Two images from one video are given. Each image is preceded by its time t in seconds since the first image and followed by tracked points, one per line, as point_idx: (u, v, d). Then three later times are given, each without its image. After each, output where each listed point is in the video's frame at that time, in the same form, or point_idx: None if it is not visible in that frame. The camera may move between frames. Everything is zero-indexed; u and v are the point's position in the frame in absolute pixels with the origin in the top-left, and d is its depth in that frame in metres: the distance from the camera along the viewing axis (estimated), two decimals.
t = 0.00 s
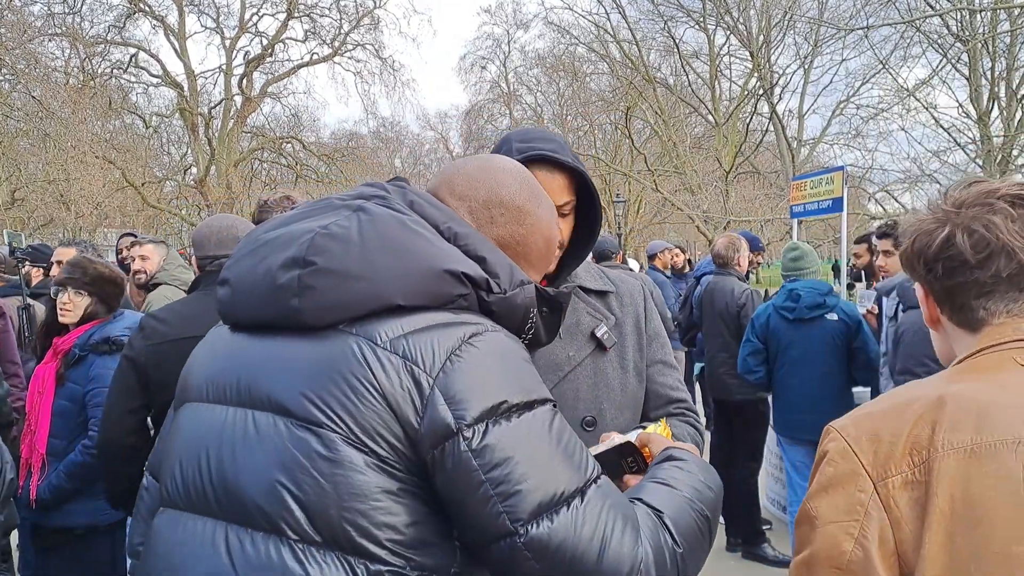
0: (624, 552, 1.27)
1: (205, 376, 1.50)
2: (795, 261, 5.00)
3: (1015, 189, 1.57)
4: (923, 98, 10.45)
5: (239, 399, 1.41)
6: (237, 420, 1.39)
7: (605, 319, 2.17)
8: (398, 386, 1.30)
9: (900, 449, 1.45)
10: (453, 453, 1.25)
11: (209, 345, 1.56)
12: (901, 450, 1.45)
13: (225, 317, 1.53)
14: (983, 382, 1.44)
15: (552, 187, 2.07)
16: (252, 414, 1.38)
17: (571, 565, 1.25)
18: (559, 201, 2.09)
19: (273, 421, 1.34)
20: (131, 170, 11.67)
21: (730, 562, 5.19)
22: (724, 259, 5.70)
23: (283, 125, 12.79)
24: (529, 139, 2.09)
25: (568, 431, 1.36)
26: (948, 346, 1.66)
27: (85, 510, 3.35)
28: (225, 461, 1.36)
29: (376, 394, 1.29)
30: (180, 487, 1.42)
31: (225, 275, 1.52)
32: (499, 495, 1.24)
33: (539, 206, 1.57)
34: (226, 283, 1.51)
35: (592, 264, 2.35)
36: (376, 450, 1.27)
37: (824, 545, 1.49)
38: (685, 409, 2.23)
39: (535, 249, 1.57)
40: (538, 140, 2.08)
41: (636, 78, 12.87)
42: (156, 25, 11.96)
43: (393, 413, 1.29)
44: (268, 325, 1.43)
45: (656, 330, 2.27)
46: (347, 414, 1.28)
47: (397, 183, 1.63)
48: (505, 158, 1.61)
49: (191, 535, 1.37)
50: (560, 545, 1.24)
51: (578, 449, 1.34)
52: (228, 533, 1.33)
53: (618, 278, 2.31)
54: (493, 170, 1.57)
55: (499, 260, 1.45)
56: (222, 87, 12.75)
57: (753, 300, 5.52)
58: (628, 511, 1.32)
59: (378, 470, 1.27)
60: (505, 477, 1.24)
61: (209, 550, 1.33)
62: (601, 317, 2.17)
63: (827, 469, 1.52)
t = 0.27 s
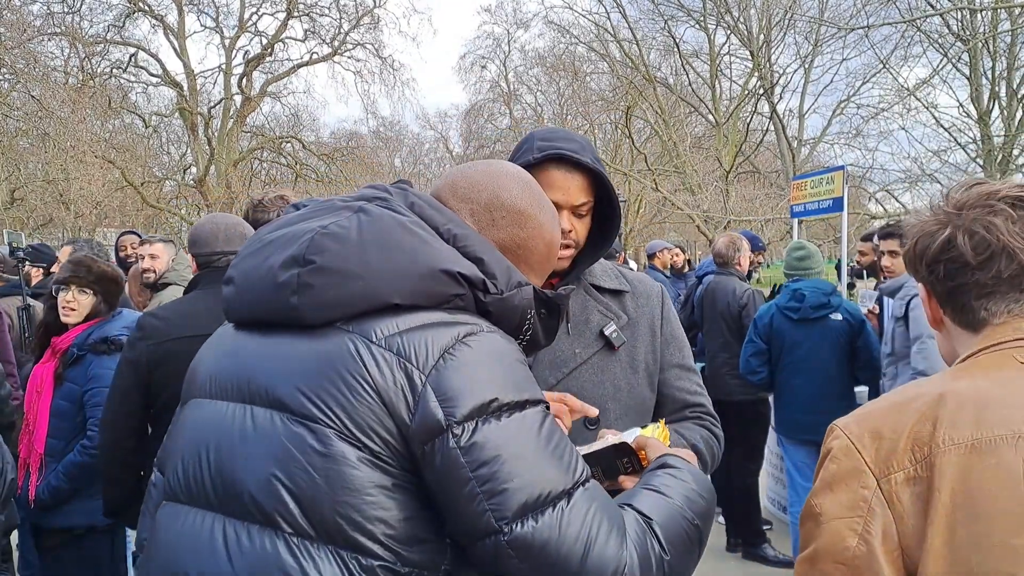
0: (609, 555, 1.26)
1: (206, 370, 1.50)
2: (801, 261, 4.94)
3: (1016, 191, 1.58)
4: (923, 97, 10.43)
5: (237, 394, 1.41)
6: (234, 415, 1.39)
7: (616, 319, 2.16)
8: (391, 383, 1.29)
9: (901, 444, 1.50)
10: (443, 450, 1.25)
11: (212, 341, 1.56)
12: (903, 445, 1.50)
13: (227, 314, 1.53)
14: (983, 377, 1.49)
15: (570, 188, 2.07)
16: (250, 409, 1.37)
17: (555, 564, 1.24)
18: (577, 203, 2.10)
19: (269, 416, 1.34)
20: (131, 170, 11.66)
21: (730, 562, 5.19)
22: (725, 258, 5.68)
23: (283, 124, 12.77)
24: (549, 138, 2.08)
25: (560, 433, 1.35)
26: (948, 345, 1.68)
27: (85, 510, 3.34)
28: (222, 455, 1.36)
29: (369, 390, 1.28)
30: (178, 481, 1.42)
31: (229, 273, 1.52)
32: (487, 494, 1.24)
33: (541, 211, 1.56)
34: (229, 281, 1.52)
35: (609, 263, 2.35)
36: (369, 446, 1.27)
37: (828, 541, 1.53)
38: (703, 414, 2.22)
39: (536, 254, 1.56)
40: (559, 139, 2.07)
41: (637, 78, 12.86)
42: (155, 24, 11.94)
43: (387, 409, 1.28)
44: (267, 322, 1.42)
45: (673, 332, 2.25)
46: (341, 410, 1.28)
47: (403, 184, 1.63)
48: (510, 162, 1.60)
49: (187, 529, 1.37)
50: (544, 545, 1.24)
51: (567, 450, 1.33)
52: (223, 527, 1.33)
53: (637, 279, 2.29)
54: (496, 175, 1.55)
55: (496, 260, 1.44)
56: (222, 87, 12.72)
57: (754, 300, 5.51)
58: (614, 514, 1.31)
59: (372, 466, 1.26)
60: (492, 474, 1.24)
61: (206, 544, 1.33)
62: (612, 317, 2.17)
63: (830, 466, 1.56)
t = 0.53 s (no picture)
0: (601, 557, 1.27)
1: (206, 370, 1.51)
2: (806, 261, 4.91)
3: (1009, 187, 1.59)
4: (921, 98, 10.45)
5: (237, 393, 1.42)
6: (235, 414, 1.40)
7: (620, 320, 2.17)
8: (388, 382, 1.30)
9: (908, 453, 1.49)
10: (439, 449, 1.26)
11: (211, 340, 1.57)
12: (909, 452, 1.49)
13: (225, 313, 1.54)
14: (986, 382, 1.48)
15: (571, 189, 2.07)
16: (250, 409, 1.38)
17: (549, 566, 1.25)
18: (577, 204, 2.10)
19: (270, 416, 1.35)
20: (129, 170, 11.66)
21: (728, 562, 5.19)
22: (726, 257, 5.68)
23: (281, 125, 12.77)
24: (547, 139, 2.08)
25: (552, 432, 1.35)
26: (944, 343, 1.70)
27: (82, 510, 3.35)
28: (224, 455, 1.37)
29: (367, 389, 1.29)
30: (181, 480, 1.43)
31: (227, 273, 1.53)
32: (482, 494, 1.25)
33: (537, 205, 1.56)
34: (226, 281, 1.52)
35: (612, 262, 2.35)
36: (368, 444, 1.27)
37: (838, 551, 1.52)
38: (709, 412, 2.23)
39: (532, 248, 1.56)
40: (561, 139, 2.07)
41: (635, 78, 12.87)
42: (154, 24, 11.94)
43: (385, 409, 1.29)
44: (265, 322, 1.43)
45: (679, 330, 2.24)
46: (341, 410, 1.28)
47: (401, 183, 1.63)
48: (503, 158, 1.60)
49: (190, 529, 1.38)
50: (537, 546, 1.25)
51: (561, 451, 1.34)
52: (227, 526, 1.34)
53: (640, 277, 2.29)
54: (490, 171, 1.56)
55: (492, 257, 1.44)
56: (220, 87, 12.72)
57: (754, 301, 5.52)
58: (607, 513, 1.32)
59: (371, 465, 1.27)
60: (487, 474, 1.25)
61: (209, 543, 1.34)
62: (615, 318, 2.17)
63: (836, 475, 1.55)
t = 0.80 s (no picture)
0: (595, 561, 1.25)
1: (204, 368, 1.50)
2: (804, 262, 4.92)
3: (999, 167, 1.47)
4: (917, 98, 10.46)
5: (234, 392, 1.41)
6: (232, 414, 1.39)
7: (620, 320, 2.16)
8: (384, 382, 1.29)
9: (917, 476, 1.38)
10: (434, 451, 1.25)
11: (210, 339, 1.56)
12: (918, 473, 1.38)
13: (223, 312, 1.53)
14: (995, 395, 1.37)
15: (571, 192, 2.07)
16: (247, 409, 1.38)
17: (542, 568, 1.24)
18: (577, 207, 2.09)
19: (266, 415, 1.34)
20: (125, 171, 11.64)
21: (725, 563, 5.19)
22: (723, 258, 5.67)
23: (277, 125, 12.75)
24: (544, 140, 2.07)
25: (548, 432, 1.34)
26: (925, 322, 1.63)
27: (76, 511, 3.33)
28: (221, 454, 1.37)
29: (363, 390, 1.28)
30: (179, 479, 1.43)
31: (225, 273, 1.52)
32: (476, 495, 1.24)
33: (534, 203, 1.55)
34: (223, 281, 1.51)
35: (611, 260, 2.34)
36: (363, 444, 1.27)
37: None
38: (710, 408, 2.22)
39: (530, 247, 1.55)
40: (561, 141, 2.06)
41: (631, 78, 12.87)
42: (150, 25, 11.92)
43: (381, 409, 1.28)
44: (263, 322, 1.42)
45: (679, 327, 2.24)
46: (337, 410, 1.28)
47: (399, 183, 1.62)
48: (500, 156, 1.59)
49: (188, 528, 1.38)
50: (529, 549, 1.23)
51: (556, 453, 1.33)
52: (223, 526, 1.33)
53: (639, 275, 2.28)
54: (485, 171, 1.54)
55: (488, 257, 1.43)
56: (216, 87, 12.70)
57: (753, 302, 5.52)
58: (602, 516, 1.30)
59: (367, 465, 1.26)
60: (481, 475, 1.24)
61: (206, 543, 1.33)
62: (615, 317, 2.16)
63: (842, 499, 1.44)
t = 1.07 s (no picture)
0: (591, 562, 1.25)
1: (206, 367, 1.51)
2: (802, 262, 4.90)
3: (989, 152, 1.34)
4: (914, 98, 10.47)
5: (234, 391, 1.41)
6: (231, 414, 1.39)
7: (616, 319, 2.16)
8: (383, 383, 1.29)
9: (943, 515, 1.18)
10: (431, 452, 1.25)
11: (212, 337, 1.57)
12: (944, 511, 1.18)
13: (224, 312, 1.53)
14: (1017, 413, 1.19)
15: (562, 194, 2.06)
16: (247, 408, 1.38)
17: (537, 570, 1.23)
18: (569, 207, 2.08)
19: (266, 414, 1.35)
20: (122, 171, 11.64)
21: (723, 563, 5.18)
22: (721, 257, 5.67)
23: (274, 125, 12.72)
24: (538, 142, 2.07)
25: (545, 433, 1.34)
26: (909, 311, 1.53)
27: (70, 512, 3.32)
28: (220, 453, 1.37)
29: (362, 390, 1.28)
30: (179, 476, 1.43)
31: (227, 274, 1.52)
32: (472, 498, 1.23)
33: (536, 206, 1.54)
34: (226, 281, 1.51)
35: (607, 260, 2.34)
36: (361, 444, 1.26)
37: None
38: (708, 405, 2.22)
39: (531, 250, 1.54)
40: (552, 143, 2.06)
41: (628, 79, 12.88)
42: (147, 25, 11.92)
43: (380, 409, 1.28)
44: (265, 322, 1.42)
45: (675, 325, 2.24)
46: (336, 409, 1.28)
47: (398, 184, 1.62)
48: (501, 159, 1.58)
49: (187, 527, 1.38)
50: (526, 550, 1.23)
51: (553, 455, 1.32)
52: (222, 524, 1.33)
53: (634, 274, 2.28)
54: (486, 174, 1.54)
55: (489, 260, 1.43)
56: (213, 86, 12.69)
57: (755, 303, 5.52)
58: (598, 519, 1.30)
59: (365, 465, 1.26)
60: (478, 476, 1.24)
61: (204, 541, 1.33)
62: (611, 317, 2.16)
63: (863, 543, 1.23)
